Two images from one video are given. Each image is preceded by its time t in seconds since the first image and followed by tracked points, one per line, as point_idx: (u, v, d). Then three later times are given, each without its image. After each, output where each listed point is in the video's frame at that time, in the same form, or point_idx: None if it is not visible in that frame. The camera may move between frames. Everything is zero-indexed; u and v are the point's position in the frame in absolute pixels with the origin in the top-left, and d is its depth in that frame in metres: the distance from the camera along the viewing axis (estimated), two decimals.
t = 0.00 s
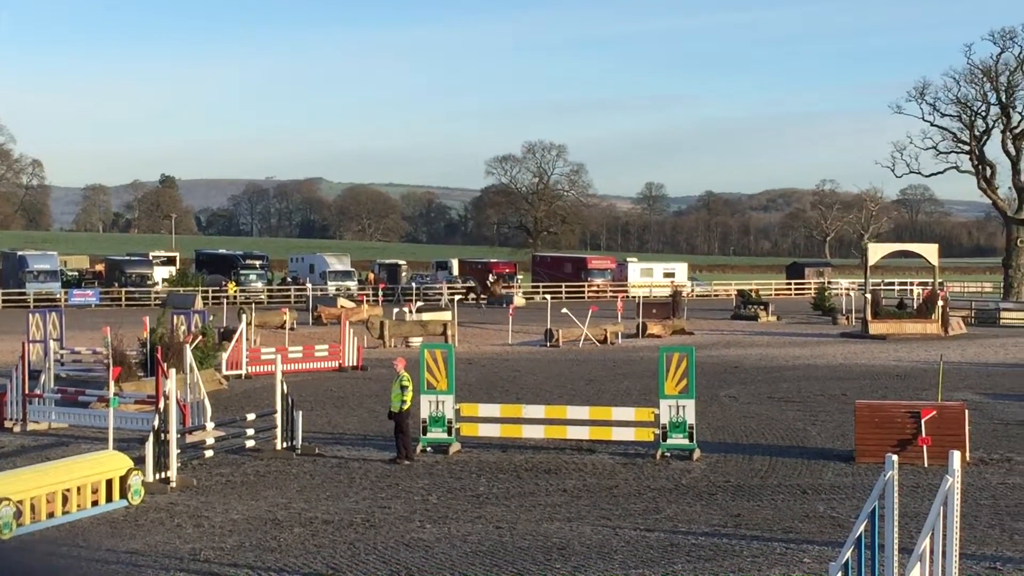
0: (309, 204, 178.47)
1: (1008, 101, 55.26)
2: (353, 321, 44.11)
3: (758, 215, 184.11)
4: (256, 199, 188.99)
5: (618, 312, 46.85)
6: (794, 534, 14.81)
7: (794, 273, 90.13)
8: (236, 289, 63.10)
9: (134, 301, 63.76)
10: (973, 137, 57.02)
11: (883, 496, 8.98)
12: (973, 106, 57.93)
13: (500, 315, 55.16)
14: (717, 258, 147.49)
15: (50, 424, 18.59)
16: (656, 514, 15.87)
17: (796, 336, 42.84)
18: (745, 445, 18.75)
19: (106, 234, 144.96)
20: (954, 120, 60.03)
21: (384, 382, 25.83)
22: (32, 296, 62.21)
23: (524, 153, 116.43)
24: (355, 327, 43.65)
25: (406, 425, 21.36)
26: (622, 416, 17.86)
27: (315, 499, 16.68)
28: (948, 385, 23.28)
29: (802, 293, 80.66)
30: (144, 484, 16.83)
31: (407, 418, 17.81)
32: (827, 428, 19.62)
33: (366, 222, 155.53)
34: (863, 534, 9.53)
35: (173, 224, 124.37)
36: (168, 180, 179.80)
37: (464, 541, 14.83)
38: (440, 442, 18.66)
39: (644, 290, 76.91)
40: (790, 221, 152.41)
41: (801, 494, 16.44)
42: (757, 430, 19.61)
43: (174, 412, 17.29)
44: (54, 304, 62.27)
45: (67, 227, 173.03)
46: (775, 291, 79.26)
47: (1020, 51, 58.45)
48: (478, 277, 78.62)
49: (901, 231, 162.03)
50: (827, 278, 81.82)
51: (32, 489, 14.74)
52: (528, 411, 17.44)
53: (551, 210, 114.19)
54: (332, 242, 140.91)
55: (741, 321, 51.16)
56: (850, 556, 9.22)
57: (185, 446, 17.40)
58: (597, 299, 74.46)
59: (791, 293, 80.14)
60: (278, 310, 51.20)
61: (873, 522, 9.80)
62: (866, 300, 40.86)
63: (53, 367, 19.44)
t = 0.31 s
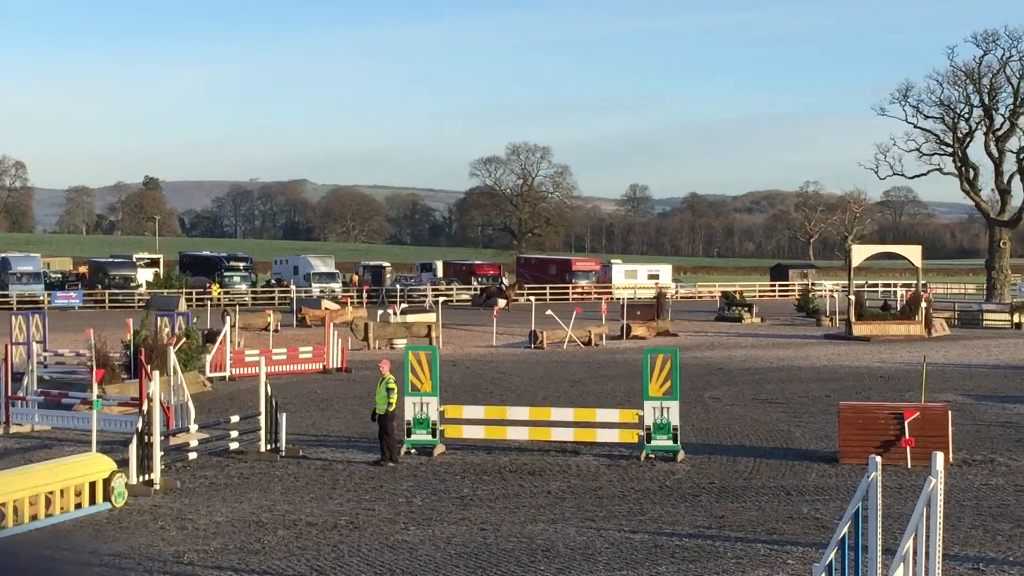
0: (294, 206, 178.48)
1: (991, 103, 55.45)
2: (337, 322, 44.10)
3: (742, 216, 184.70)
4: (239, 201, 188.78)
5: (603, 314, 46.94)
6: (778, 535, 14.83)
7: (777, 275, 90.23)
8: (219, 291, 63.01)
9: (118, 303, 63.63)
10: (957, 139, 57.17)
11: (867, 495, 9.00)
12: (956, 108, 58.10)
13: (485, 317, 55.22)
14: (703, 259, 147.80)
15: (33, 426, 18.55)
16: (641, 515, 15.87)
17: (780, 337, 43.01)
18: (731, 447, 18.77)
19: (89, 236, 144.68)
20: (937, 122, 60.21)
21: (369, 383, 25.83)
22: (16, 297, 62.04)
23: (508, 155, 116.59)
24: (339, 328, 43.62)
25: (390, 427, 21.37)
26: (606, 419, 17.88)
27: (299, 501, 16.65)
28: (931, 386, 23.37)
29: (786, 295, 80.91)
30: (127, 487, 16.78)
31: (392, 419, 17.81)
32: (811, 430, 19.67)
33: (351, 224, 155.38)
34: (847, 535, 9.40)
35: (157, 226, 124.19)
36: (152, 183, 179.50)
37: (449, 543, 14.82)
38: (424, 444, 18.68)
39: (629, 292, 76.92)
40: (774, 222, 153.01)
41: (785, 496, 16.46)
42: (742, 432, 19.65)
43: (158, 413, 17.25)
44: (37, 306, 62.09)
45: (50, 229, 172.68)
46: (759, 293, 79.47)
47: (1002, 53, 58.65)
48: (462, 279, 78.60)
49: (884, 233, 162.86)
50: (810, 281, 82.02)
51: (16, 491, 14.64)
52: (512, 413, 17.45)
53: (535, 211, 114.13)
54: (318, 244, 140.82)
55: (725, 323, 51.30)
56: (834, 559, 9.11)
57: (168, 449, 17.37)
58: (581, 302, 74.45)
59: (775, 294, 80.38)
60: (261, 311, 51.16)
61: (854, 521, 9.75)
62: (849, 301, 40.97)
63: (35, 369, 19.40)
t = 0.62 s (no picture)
0: (274, 210, 178.41)
1: (970, 107, 55.68)
2: (317, 327, 44.14)
3: (722, 220, 185.28)
4: (219, 205, 188.51)
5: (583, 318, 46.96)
6: (758, 538, 14.83)
7: (756, 278, 90.50)
8: (199, 295, 62.93)
9: (97, 307, 63.47)
10: (936, 143, 57.36)
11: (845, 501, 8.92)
12: (935, 111, 58.30)
13: (465, 321, 55.22)
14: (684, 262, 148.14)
15: (10, 430, 18.49)
16: (621, 519, 15.87)
17: (761, 341, 43.09)
18: (710, 450, 18.84)
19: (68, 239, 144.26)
20: (915, 125, 60.43)
21: (350, 387, 25.80)
22: None
23: (488, 158, 116.77)
24: (320, 332, 43.59)
25: (371, 431, 21.38)
26: (586, 423, 17.94)
27: (279, 505, 16.63)
28: (910, 391, 23.45)
29: (766, 299, 81.04)
30: (106, 491, 16.71)
31: (372, 423, 17.83)
32: (791, 433, 19.75)
33: (332, 228, 155.24)
34: (826, 539, 9.32)
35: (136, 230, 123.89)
36: (131, 186, 179.04)
37: (429, 547, 14.79)
38: (405, 448, 18.73)
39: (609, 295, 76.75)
40: (754, 225, 153.62)
41: (765, 499, 16.49)
42: (722, 435, 19.71)
43: (137, 418, 17.21)
44: (16, 310, 61.86)
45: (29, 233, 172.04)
46: (739, 296, 79.60)
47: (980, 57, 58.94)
48: (443, 283, 78.51)
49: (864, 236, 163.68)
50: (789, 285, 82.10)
51: None
52: (492, 416, 17.47)
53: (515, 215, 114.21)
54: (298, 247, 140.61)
55: (706, 326, 51.40)
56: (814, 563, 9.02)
57: (148, 453, 17.33)
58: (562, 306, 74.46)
59: (756, 298, 80.39)
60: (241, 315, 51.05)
61: (835, 522, 9.59)
62: (829, 304, 41.04)
63: (14, 374, 19.34)
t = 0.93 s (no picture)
0: (255, 213, 178.41)
1: (949, 111, 55.84)
2: (300, 329, 44.19)
3: (703, 223, 185.85)
4: (201, 208, 188.26)
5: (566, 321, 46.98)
6: (739, 541, 14.82)
7: (738, 282, 90.77)
8: (180, 298, 62.85)
9: (78, 311, 63.33)
10: (916, 146, 57.48)
11: (827, 503, 8.91)
12: (915, 115, 58.45)
13: (446, 324, 55.24)
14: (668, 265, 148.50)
15: None
16: (602, 522, 15.87)
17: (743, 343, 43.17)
18: (692, 453, 18.88)
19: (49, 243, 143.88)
20: (895, 129, 60.57)
21: (331, 391, 25.77)
22: None
23: (470, 161, 116.91)
24: (301, 335, 43.52)
25: (353, 435, 21.38)
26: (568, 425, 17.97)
27: (260, 509, 16.59)
28: (892, 394, 23.47)
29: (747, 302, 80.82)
30: (87, 495, 16.63)
31: (353, 427, 17.83)
32: (772, 436, 19.79)
33: (313, 231, 154.98)
34: (807, 542, 9.20)
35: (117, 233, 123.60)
36: (113, 189, 178.76)
37: (411, 551, 14.74)
38: (386, 451, 18.74)
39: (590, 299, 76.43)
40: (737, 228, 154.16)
41: (746, 502, 16.51)
42: (703, 438, 19.74)
43: (118, 421, 17.16)
44: None
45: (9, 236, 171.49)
46: (720, 300, 79.61)
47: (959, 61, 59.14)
48: (425, 286, 78.53)
49: (845, 239, 164.32)
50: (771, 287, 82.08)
51: None
52: (474, 419, 17.46)
53: (497, 218, 114.33)
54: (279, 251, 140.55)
55: (687, 329, 51.49)
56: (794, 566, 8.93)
57: (129, 457, 17.28)
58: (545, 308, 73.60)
59: (737, 301, 80.23)
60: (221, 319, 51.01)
61: (815, 526, 9.65)
62: (811, 307, 41.08)
63: None
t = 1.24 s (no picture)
0: (236, 216, 178.27)
1: (929, 113, 56.00)
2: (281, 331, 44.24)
3: (685, 225, 186.45)
4: (181, 211, 187.90)
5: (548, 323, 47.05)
6: (721, 542, 14.83)
7: (720, 284, 91.07)
8: (161, 301, 62.80)
9: (58, 314, 63.16)
10: (896, 148, 57.64)
11: (808, 504, 8.88)
12: (895, 117, 58.63)
13: (427, 327, 55.24)
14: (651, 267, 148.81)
15: None
16: (584, 524, 15.87)
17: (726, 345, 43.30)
18: (673, 454, 18.94)
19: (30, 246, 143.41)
20: (875, 131, 60.74)
21: (313, 394, 25.76)
22: None
23: (451, 164, 116.98)
24: (282, 337, 43.55)
25: (335, 437, 21.39)
26: (550, 427, 18.02)
27: (241, 512, 16.55)
28: (871, 396, 23.56)
29: (728, 304, 81.01)
30: (67, 499, 16.58)
31: (335, 430, 17.83)
32: (753, 437, 19.87)
33: (293, 234, 154.56)
34: (789, 544, 9.14)
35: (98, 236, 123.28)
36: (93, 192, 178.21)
37: (392, 553, 14.71)
38: (368, 454, 18.77)
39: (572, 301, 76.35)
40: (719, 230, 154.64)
41: (727, 503, 16.53)
42: (684, 440, 19.80)
43: (98, 425, 17.14)
44: None
45: None
46: (701, 302, 79.72)
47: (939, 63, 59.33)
48: (405, 288, 78.56)
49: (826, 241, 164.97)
50: (751, 290, 82.06)
51: None
52: (455, 421, 17.49)
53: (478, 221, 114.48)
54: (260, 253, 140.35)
55: (668, 331, 51.53)
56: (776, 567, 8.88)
57: (109, 460, 17.25)
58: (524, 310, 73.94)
59: (718, 304, 80.38)
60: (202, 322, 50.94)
61: (796, 528, 9.58)
62: (792, 309, 41.19)
63: None
